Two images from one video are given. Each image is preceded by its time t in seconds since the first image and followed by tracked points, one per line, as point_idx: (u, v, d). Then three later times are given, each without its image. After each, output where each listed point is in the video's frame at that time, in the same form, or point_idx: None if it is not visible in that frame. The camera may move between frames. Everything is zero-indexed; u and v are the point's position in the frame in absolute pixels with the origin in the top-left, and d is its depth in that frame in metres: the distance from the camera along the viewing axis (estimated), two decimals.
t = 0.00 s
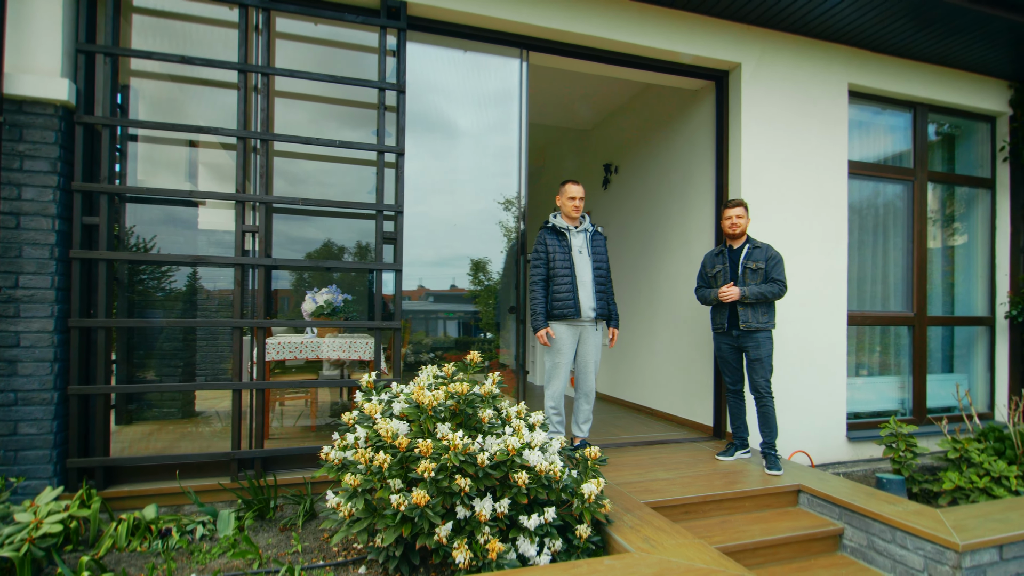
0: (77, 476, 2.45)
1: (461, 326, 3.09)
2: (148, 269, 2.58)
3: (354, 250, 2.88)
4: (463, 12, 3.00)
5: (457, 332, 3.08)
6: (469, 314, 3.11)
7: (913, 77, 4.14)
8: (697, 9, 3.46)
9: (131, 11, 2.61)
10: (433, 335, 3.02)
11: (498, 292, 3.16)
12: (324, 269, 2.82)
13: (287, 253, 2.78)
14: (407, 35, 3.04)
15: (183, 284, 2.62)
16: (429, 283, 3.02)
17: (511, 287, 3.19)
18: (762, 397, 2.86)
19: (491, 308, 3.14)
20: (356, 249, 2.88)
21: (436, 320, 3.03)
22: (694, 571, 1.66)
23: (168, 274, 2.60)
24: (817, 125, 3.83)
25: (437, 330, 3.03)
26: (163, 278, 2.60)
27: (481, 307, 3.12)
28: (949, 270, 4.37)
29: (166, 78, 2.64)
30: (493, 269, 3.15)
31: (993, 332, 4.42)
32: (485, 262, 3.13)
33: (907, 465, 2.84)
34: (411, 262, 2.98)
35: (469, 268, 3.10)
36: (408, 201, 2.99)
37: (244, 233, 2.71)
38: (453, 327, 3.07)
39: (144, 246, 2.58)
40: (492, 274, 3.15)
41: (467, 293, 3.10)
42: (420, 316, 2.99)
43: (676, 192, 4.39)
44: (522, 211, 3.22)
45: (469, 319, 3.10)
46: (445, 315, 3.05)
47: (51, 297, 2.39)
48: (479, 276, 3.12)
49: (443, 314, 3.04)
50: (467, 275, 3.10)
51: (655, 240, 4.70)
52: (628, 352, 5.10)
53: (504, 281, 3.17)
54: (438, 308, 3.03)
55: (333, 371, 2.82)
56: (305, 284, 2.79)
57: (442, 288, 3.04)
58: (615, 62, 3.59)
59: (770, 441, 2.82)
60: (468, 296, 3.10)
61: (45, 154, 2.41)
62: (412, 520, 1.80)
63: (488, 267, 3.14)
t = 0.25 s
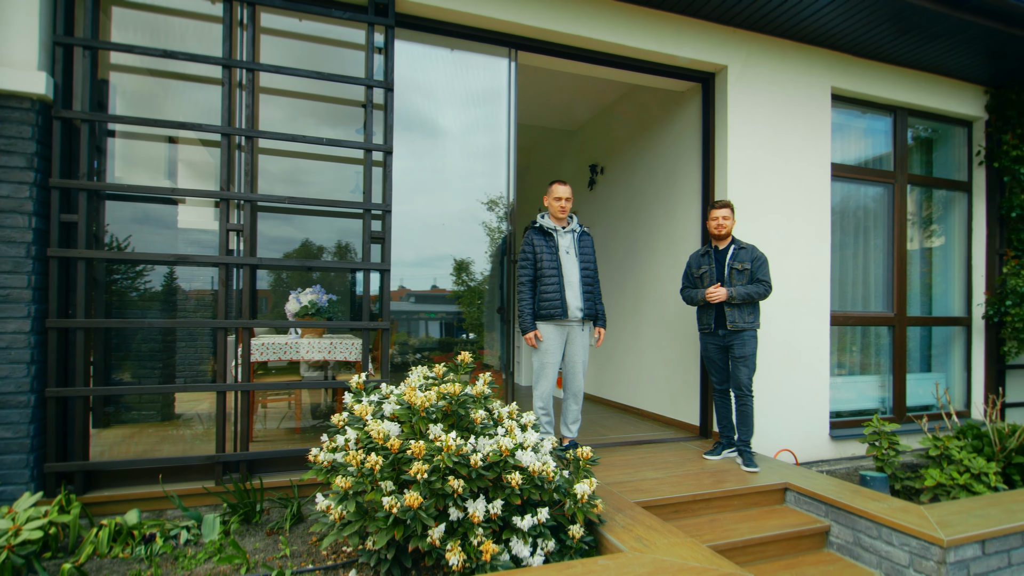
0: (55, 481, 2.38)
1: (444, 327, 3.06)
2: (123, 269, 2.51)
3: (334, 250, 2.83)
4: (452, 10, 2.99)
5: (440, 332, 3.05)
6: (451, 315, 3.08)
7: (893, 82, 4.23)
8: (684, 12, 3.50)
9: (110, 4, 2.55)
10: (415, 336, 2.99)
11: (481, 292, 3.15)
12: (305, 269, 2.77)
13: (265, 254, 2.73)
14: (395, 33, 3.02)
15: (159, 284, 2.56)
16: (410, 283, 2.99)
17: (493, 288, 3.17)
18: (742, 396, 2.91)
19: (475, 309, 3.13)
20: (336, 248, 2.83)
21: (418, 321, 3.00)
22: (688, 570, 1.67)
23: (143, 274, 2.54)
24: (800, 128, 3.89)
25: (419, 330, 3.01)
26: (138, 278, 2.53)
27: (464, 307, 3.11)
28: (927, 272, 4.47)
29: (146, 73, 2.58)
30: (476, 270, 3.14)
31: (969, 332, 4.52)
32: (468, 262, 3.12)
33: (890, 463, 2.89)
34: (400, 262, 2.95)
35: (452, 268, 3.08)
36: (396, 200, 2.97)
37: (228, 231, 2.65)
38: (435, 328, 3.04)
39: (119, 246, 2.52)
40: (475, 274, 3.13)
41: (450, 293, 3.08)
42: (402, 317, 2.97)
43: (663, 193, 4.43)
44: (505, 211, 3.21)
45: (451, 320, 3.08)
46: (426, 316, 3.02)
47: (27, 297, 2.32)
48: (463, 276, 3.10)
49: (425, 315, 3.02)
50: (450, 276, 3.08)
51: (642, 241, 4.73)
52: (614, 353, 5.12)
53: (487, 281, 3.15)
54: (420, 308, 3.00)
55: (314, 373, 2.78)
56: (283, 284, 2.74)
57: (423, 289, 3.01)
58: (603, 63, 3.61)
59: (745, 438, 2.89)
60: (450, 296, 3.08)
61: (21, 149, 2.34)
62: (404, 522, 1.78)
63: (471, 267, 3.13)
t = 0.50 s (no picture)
0: (27, 486, 2.30)
1: (427, 327, 3.02)
2: (96, 267, 2.43)
3: (314, 250, 2.77)
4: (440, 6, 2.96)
5: (423, 333, 3.01)
6: (435, 315, 3.04)
7: (874, 84, 4.30)
8: (671, 11, 3.51)
9: None
10: (397, 337, 2.94)
11: (465, 293, 3.11)
12: (285, 267, 2.71)
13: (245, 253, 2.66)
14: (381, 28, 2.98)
15: (134, 284, 2.48)
16: (391, 283, 2.93)
17: (477, 286, 3.13)
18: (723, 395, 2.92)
19: (459, 309, 3.09)
20: (317, 248, 2.78)
21: (400, 321, 2.95)
22: (680, 569, 1.66)
23: (118, 272, 2.46)
24: (785, 129, 3.93)
25: (402, 331, 2.95)
26: (112, 277, 2.45)
27: (448, 308, 3.07)
28: (907, 272, 4.55)
29: (123, 65, 2.50)
30: (460, 270, 3.09)
31: (947, 331, 4.62)
32: (451, 262, 3.07)
33: (873, 460, 2.92)
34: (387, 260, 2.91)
35: (435, 268, 3.04)
36: (382, 198, 2.92)
37: (209, 229, 2.58)
38: (418, 328, 3.00)
39: (92, 244, 2.44)
40: (459, 274, 3.09)
41: (434, 293, 3.04)
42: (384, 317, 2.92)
43: (649, 193, 4.44)
44: (490, 211, 3.18)
45: (435, 320, 3.03)
46: (409, 316, 2.97)
47: None
48: (446, 276, 3.06)
49: (408, 315, 2.97)
50: (433, 276, 3.03)
51: (628, 240, 4.73)
52: (600, 352, 5.12)
53: (471, 281, 3.12)
54: (402, 309, 2.95)
55: (294, 373, 2.72)
56: (262, 284, 2.68)
57: (405, 289, 2.96)
58: (591, 61, 3.61)
59: (727, 436, 2.91)
60: (434, 297, 3.04)
61: None
62: (393, 525, 1.75)
63: (455, 267, 3.08)
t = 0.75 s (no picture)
0: (4, 491, 2.23)
1: (413, 327, 2.97)
2: (74, 266, 2.36)
3: (298, 249, 2.72)
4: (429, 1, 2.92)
5: (409, 332, 2.96)
6: (422, 315, 3.00)
7: (860, 85, 4.34)
8: (661, 10, 3.51)
9: None
10: (381, 336, 2.90)
11: (452, 293, 3.07)
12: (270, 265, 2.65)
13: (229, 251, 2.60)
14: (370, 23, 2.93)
15: (113, 283, 2.41)
16: (377, 283, 2.89)
17: (465, 286, 3.10)
18: (712, 395, 2.92)
19: (446, 308, 3.05)
20: (301, 247, 2.72)
21: (385, 320, 2.91)
22: (676, 569, 1.65)
23: (96, 271, 2.39)
24: (773, 129, 3.96)
25: (387, 330, 2.91)
26: (91, 276, 2.38)
27: (435, 307, 3.02)
28: (891, 272, 4.61)
29: (103, 57, 2.43)
30: (447, 270, 3.05)
31: (931, 329, 4.68)
32: (438, 262, 3.03)
33: (861, 458, 2.96)
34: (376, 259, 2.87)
35: (422, 267, 3.00)
36: (371, 195, 2.88)
37: (193, 226, 2.52)
38: (404, 328, 2.95)
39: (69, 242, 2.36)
40: (446, 274, 3.05)
41: (421, 293, 3.00)
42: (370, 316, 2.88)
43: (638, 192, 4.44)
44: (476, 210, 3.16)
45: (421, 320, 2.99)
46: (394, 316, 2.93)
47: None
48: (433, 276, 3.02)
49: (393, 315, 2.93)
50: (420, 275, 2.99)
51: (617, 239, 4.73)
52: (589, 351, 5.11)
53: (457, 280, 3.08)
54: (388, 308, 2.91)
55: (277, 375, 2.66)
56: (245, 283, 2.62)
57: (390, 288, 2.92)
58: (581, 59, 3.60)
59: (717, 436, 2.91)
60: (421, 296, 3.00)
61: None
62: (385, 528, 1.71)
63: (442, 267, 3.04)
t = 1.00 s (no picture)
0: None
1: (403, 326, 2.92)
2: (59, 264, 2.30)
3: (287, 247, 2.66)
4: None
5: (399, 332, 2.90)
6: (412, 314, 2.95)
7: (854, 84, 4.35)
8: (657, 7, 3.49)
9: None
10: (370, 336, 2.83)
11: (443, 292, 3.02)
12: (261, 263, 2.60)
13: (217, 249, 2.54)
14: (363, 17, 2.89)
15: (99, 282, 2.35)
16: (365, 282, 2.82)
17: (455, 287, 3.05)
18: (712, 395, 2.90)
19: (436, 308, 3.00)
20: (290, 245, 2.66)
21: (374, 320, 2.84)
22: (679, 572, 1.63)
23: (82, 269, 2.33)
24: (768, 128, 3.95)
25: (376, 330, 2.85)
26: (76, 274, 2.32)
27: (426, 306, 2.97)
28: (883, 271, 4.63)
29: (88, 49, 2.37)
30: (437, 268, 3.00)
31: (923, 328, 4.71)
32: (429, 260, 2.98)
33: (858, 458, 2.97)
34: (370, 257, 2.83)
35: (412, 267, 2.94)
36: (364, 192, 2.83)
37: (182, 223, 2.47)
38: (394, 327, 2.89)
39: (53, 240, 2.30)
40: (436, 273, 3.00)
41: (411, 292, 2.94)
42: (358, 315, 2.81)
43: (633, 190, 4.42)
44: (467, 208, 3.11)
45: (412, 319, 2.94)
46: (384, 315, 2.87)
47: None
48: (423, 275, 2.97)
49: (382, 314, 2.87)
50: (410, 275, 2.94)
51: (611, 238, 4.71)
52: (584, 350, 5.09)
53: (449, 279, 3.03)
54: (377, 307, 2.85)
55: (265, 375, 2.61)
56: (233, 283, 2.55)
57: (379, 288, 2.86)
58: (576, 56, 3.57)
59: (714, 435, 2.90)
60: (411, 295, 2.94)
61: None
62: (381, 533, 1.67)
63: (432, 266, 2.99)
